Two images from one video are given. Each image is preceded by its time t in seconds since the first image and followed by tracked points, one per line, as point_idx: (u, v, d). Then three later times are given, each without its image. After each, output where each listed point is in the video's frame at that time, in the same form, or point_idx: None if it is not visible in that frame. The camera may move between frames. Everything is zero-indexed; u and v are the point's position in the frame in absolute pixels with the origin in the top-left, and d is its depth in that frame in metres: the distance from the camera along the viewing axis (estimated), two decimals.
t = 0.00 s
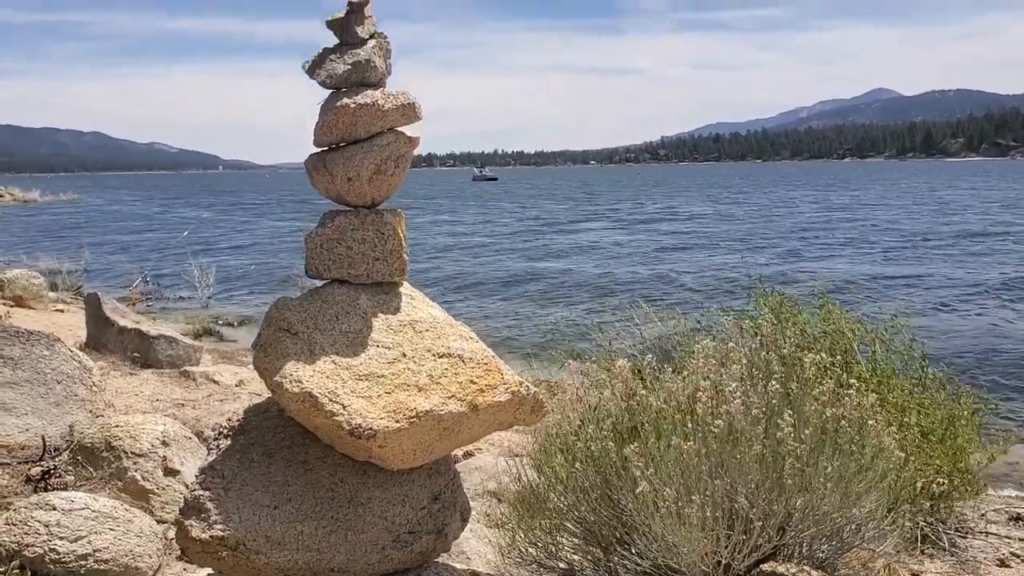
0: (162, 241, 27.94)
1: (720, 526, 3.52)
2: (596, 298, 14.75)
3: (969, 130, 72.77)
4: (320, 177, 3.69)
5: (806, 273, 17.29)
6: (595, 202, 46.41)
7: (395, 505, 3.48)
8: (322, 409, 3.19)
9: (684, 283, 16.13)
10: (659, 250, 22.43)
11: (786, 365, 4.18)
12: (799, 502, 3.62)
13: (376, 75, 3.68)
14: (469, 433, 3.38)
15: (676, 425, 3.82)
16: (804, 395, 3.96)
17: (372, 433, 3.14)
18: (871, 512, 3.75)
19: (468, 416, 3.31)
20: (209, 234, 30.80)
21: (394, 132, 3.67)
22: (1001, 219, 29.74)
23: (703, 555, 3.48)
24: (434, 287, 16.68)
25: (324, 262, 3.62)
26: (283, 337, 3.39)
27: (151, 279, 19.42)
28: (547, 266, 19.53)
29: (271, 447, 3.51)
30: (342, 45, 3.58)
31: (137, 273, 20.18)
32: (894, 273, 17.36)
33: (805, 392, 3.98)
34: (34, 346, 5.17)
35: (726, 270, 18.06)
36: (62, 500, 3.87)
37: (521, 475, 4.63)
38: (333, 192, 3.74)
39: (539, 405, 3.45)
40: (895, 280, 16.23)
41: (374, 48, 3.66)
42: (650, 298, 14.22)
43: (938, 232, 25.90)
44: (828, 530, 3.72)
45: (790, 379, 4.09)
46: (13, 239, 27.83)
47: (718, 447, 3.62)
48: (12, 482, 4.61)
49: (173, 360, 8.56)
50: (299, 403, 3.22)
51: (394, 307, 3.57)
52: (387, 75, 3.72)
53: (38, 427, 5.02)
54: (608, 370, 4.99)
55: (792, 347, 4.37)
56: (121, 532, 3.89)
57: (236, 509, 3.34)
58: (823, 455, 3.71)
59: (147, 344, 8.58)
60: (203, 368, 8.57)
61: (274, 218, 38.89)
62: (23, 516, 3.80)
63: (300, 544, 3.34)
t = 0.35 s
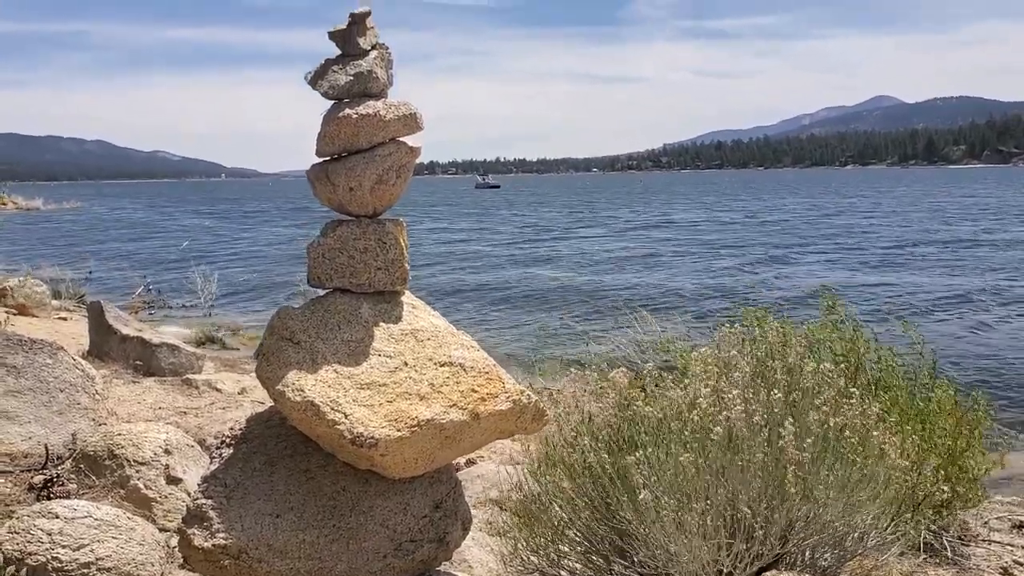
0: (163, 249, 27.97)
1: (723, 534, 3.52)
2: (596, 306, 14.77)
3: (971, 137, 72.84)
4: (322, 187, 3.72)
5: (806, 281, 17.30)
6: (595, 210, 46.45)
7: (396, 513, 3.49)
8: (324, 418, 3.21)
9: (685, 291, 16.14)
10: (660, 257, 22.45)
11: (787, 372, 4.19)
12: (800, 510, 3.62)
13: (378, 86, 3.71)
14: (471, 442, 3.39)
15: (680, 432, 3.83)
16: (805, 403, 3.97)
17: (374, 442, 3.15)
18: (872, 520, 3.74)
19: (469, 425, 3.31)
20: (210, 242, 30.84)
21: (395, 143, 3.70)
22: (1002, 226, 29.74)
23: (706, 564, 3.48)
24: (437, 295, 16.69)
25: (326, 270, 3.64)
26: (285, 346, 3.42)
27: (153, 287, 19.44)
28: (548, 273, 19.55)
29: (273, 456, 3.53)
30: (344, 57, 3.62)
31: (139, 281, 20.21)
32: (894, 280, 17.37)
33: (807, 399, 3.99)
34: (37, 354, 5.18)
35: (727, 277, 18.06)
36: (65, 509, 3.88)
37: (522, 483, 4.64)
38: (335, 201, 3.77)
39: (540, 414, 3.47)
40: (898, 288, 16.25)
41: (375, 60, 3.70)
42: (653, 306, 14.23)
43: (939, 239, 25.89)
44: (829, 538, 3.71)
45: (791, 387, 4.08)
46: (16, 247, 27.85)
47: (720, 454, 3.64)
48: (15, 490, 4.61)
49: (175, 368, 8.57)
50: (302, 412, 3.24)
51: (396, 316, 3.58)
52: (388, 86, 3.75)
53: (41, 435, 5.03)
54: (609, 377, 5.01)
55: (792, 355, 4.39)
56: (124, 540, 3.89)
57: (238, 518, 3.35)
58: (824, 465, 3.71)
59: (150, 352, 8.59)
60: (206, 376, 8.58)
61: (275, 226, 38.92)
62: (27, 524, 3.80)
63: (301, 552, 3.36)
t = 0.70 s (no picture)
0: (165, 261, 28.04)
1: (722, 546, 3.49)
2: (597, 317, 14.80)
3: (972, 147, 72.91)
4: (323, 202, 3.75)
5: (807, 292, 17.33)
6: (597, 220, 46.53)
7: (396, 527, 3.52)
8: (324, 432, 3.22)
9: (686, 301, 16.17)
10: (661, 268, 22.49)
11: (783, 385, 4.21)
12: (799, 521, 3.57)
13: (378, 103, 3.75)
14: (470, 456, 3.40)
15: (681, 447, 3.84)
16: (801, 414, 3.99)
17: (374, 456, 3.17)
18: (872, 531, 3.69)
19: (468, 438, 3.33)
20: (212, 253, 30.91)
21: (395, 158, 3.73)
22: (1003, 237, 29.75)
23: None
24: (438, 306, 16.73)
25: (326, 285, 3.67)
26: (285, 361, 3.44)
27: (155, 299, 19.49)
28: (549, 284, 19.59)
29: (274, 470, 3.55)
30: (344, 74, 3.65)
31: (142, 293, 20.25)
32: (895, 290, 17.39)
33: (803, 410, 4.01)
34: (41, 368, 5.20)
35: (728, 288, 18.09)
36: (68, 522, 3.89)
37: (522, 498, 4.66)
38: (336, 216, 3.80)
39: (539, 427, 3.48)
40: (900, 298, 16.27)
41: (375, 76, 3.72)
42: (656, 317, 14.24)
43: (939, 249, 25.93)
44: (830, 550, 3.64)
45: (788, 399, 4.10)
46: (19, 260, 27.92)
47: (717, 466, 3.65)
48: (18, 503, 4.61)
49: (178, 380, 8.59)
50: (302, 426, 3.25)
51: (396, 330, 3.60)
52: (388, 102, 3.78)
53: (44, 448, 5.04)
54: (607, 391, 5.04)
55: (789, 367, 4.42)
56: (126, 553, 3.90)
57: (239, 531, 3.36)
58: (823, 476, 3.69)
59: (153, 364, 8.60)
60: (208, 388, 8.60)
61: (277, 238, 38.99)
62: (29, 537, 3.81)
63: (302, 565, 3.37)
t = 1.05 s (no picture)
0: (166, 271, 28.03)
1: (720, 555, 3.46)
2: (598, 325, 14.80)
3: (972, 154, 72.97)
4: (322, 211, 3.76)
5: (807, 299, 17.33)
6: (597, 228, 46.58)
7: (397, 538, 3.52)
8: (324, 442, 3.22)
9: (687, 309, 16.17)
10: (661, 276, 22.50)
11: (781, 393, 4.21)
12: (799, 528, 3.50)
13: (377, 112, 3.76)
14: (471, 466, 3.39)
15: (678, 458, 3.83)
16: (799, 420, 3.98)
17: (373, 467, 3.16)
18: (873, 537, 3.63)
19: (469, 449, 3.31)
20: (213, 262, 30.92)
21: (394, 168, 3.74)
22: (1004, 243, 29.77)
23: None
24: (440, 314, 16.72)
25: (326, 295, 3.67)
26: (285, 372, 3.45)
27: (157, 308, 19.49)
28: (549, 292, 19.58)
29: (273, 481, 3.57)
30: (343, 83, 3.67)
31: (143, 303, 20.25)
32: (895, 297, 17.39)
33: (801, 417, 4.00)
34: (41, 378, 5.19)
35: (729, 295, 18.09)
36: (68, 532, 3.87)
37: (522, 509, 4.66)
38: (334, 226, 3.82)
39: (539, 437, 3.46)
40: (900, 305, 16.27)
41: (374, 85, 3.73)
42: (658, 325, 14.22)
43: (939, 256, 25.93)
44: (832, 557, 3.55)
45: (785, 406, 4.10)
46: (19, 269, 27.87)
47: (713, 474, 3.64)
48: (18, 514, 4.60)
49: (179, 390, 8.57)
50: (301, 437, 3.25)
51: (396, 340, 3.60)
52: (387, 112, 3.79)
53: (43, 458, 5.02)
54: (606, 402, 5.05)
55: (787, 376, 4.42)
56: (126, 564, 3.88)
57: (238, 543, 3.37)
58: (822, 482, 3.65)
59: (154, 374, 8.59)
60: (209, 398, 8.58)
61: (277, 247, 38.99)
62: (29, 548, 3.79)
63: None
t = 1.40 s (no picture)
0: (166, 279, 28.01)
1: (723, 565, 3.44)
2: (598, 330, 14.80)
3: (971, 157, 73.09)
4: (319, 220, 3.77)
5: (806, 304, 17.34)
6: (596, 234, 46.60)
7: (395, 548, 3.53)
8: (321, 453, 3.21)
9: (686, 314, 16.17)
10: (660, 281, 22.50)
11: (780, 399, 4.20)
12: (802, 537, 3.48)
13: (374, 120, 3.77)
14: (469, 476, 3.38)
15: (677, 464, 3.82)
16: (799, 428, 3.97)
17: (371, 477, 3.15)
18: (876, 545, 3.62)
19: (467, 459, 3.30)
20: (212, 270, 30.89)
21: (391, 176, 3.74)
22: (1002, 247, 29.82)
23: None
24: (440, 321, 16.72)
25: (323, 304, 3.67)
26: (282, 382, 3.45)
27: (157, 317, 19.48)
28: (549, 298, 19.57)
29: (271, 492, 3.57)
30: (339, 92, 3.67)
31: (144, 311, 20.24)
32: (894, 302, 17.41)
33: (801, 424, 3.99)
34: (40, 387, 5.18)
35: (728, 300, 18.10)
36: (68, 543, 3.86)
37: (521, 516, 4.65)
38: (332, 234, 3.82)
39: (538, 446, 3.45)
40: (899, 309, 16.29)
41: (370, 94, 3.73)
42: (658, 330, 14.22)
43: (938, 260, 25.96)
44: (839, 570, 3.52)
45: (784, 413, 4.09)
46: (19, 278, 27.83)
47: (714, 480, 3.63)
48: (17, 525, 4.58)
49: (179, 398, 8.55)
50: (298, 448, 3.25)
51: (394, 349, 3.59)
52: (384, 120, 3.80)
53: (42, 468, 5.01)
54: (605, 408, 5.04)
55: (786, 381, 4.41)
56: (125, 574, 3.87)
57: (236, 554, 3.37)
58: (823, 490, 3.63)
59: (154, 382, 8.57)
60: (209, 406, 8.55)
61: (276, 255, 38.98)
62: (28, 559, 3.78)
63: None
